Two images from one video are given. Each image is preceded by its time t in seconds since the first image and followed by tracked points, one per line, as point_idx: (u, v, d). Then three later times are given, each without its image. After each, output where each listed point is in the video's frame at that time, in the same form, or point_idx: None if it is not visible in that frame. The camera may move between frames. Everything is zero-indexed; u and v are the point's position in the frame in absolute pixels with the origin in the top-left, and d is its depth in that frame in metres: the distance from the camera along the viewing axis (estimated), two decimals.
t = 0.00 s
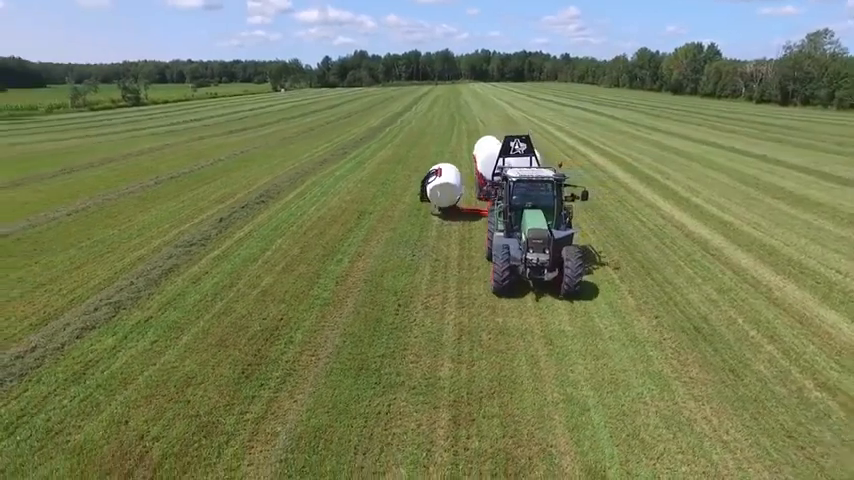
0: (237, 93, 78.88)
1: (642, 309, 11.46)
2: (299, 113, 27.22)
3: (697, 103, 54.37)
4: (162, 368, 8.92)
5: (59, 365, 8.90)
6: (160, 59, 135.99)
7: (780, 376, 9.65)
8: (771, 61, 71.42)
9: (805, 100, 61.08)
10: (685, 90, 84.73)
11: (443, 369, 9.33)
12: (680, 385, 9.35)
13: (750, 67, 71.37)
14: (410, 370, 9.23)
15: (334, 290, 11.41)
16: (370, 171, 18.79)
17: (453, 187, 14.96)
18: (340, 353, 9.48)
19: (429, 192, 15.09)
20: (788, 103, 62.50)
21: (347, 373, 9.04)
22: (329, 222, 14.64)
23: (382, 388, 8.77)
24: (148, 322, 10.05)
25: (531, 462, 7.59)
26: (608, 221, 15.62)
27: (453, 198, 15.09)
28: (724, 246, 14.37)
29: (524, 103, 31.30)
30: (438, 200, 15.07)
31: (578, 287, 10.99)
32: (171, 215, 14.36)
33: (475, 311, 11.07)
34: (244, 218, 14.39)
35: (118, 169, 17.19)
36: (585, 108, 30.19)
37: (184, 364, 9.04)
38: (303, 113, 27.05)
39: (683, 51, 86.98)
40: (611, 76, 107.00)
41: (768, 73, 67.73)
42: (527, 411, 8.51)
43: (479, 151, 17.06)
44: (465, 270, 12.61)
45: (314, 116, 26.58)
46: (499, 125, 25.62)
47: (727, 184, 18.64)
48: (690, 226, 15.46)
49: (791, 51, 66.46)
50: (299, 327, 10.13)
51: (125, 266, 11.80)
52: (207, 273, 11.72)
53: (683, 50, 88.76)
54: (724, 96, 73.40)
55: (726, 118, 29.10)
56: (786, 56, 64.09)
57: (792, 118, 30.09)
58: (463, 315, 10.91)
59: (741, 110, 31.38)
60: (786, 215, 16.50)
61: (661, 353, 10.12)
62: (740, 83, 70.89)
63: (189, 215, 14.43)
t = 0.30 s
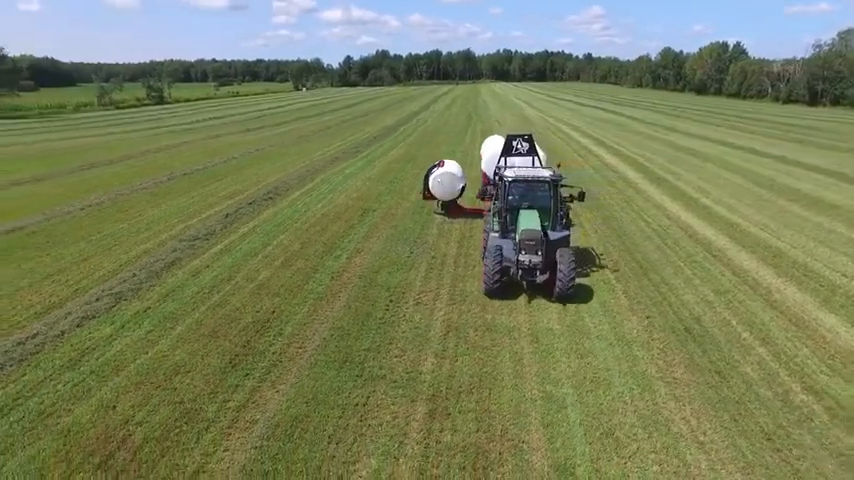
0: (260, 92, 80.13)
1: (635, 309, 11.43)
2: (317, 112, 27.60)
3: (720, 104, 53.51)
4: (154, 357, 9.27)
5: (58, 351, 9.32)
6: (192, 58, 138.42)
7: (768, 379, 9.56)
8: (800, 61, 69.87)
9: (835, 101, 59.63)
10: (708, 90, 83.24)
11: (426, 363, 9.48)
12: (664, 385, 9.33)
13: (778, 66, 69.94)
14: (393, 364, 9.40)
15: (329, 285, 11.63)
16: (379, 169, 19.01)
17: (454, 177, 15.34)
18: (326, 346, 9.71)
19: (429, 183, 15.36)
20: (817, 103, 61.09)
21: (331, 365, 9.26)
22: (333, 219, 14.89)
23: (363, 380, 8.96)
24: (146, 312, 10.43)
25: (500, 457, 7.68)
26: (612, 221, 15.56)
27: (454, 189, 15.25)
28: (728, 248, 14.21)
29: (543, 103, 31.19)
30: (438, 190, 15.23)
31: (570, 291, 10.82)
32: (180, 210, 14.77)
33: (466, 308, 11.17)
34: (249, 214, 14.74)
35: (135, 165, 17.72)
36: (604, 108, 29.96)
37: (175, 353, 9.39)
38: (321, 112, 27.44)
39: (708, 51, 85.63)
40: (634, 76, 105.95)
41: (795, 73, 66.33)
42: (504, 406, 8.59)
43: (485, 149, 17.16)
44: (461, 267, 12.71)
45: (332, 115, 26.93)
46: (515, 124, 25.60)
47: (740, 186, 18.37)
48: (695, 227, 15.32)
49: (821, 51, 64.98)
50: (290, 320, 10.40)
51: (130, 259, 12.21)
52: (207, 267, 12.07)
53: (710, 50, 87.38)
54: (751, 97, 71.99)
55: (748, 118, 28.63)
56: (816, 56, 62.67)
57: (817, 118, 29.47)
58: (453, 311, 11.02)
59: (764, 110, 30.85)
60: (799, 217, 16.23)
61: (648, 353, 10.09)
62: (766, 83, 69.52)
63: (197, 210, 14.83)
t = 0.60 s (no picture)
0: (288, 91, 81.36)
1: (626, 309, 11.39)
2: (337, 111, 27.96)
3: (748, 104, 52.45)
4: (145, 345, 9.64)
5: (56, 337, 9.75)
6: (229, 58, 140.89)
7: (753, 382, 9.45)
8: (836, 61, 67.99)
9: None
10: (734, 90, 81.08)
11: (408, 357, 9.62)
12: (644, 385, 9.29)
13: (811, 66, 68.18)
14: (375, 357, 9.57)
15: (323, 279, 11.86)
16: (390, 167, 19.20)
17: (458, 173, 15.67)
18: (312, 339, 9.94)
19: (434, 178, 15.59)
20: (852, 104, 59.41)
21: (314, 357, 9.48)
22: (337, 215, 15.15)
23: (343, 373, 9.16)
24: (143, 302, 10.82)
25: (467, 451, 7.77)
26: (616, 221, 15.48)
27: (456, 182, 15.44)
28: (732, 251, 14.04)
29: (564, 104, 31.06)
30: (441, 183, 15.44)
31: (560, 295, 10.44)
32: (190, 205, 15.19)
33: (455, 304, 11.27)
34: (255, 210, 15.08)
35: (152, 161, 18.26)
36: (626, 108, 29.67)
37: (166, 342, 9.73)
38: (341, 111, 27.74)
39: (737, 50, 83.96)
40: (660, 76, 104.14)
41: (829, 73, 64.57)
42: (477, 402, 8.66)
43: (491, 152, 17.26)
44: (456, 265, 12.82)
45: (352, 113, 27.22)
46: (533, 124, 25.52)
47: (755, 189, 18.06)
48: (700, 229, 15.15)
49: None
50: (280, 312, 10.66)
51: (135, 251, 12.64)
52: (208, 260, 12.42)
53: (743, 49, 85.55)
54: (780, 97, 70.08)
55: (774, 119, 28.05)
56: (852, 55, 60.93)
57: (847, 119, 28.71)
58: (441, 307, 11.14)
59: (792, 111, 30.18)
60: (812, 220, 15.90)
61: (633, 353, 10.05)
62: (798, 83, 67.78)
63: (206, 205, 15.23)
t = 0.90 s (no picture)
0: (323, 90, 82.56)
1: (618, 310, 11.30)
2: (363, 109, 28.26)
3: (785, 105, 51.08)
4: (140, 331, 10.03)
5: (59, 322, 10.21)
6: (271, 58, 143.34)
7: (738, 386, 9.28)
8: None
9: None
10: (773, 90, 78.76)
11: (389, 351, 9.77)
12: (625, 384, 9.22)
13: None
14: (357, 350, 9.76)
15: (320, 273, 12.09)
16: (404, 165, 19.34)
17: (462, 173, 15.69)
18: (299, 330, 10.19)
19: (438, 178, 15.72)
20: None
21: (297, 347, 9.73)
22: (344, 211, 15.38)
23: (323, 363, 9.39)
24: (145, 290, 11.22)
25: (432, 442, 7.87)
26: (623, 223, 15.34)
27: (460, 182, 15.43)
28: (739, 255, 13.79)
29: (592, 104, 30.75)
30: (443, 183, 15.47)
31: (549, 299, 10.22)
32: (203, 199, 15.63)
33: (445, 300, 11.35)
34: (265, 205, 15.43)
35: (174, 156, 18.83)
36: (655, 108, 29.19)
37: (160, 328, 10.12)
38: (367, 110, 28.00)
39: (777, 48, 81.71)
40: (694, 76, 101.88)
41: None
42: (450, 397, 8.74)
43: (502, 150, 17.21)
44: (453, 262, 12.89)
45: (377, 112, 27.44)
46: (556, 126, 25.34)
47: (775, 193, 17.64)
48: (710, 233, 14.90)
49: None
50: (273, 303, 10.93)
51: (144, 242, 13.08)
52: (212, 252, 12.78)
53: (787, 49, 83.10)
54: (819, 98, 67.62)
55: (809, 121, 27.26)
56: None
57: None
58: (432, 303, 11.23)
59: (829, 113, 29.28)
60: (831, 224, 15.45)
61: (618, 353, 9.96)
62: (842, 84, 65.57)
63: (218, 199, 15.65)
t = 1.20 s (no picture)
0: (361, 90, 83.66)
1: (611, 309, 11.20)
2: (392, 108, 28.46)
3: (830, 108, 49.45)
4: (139, 315, 10.43)
5: (66, 305, 10.67)
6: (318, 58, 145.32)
7: (722, 390, 9.10)
8: None
9: None
10: (823, 90, 76.17)
11: (372, 342, 9.95)
12: (604, 383, 9.15)
13: None
14: (341, 340, 9.97)
15: (319, 265, 12.34)
16: (423, 164, 19.45)
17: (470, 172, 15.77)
18: (288, 318, 10.46)
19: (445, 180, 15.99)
20: None
21: (283, 335, 10.00)
22: (354, 206, 15.62)
23: (306, 351, 9.63)
24: (150, 277, 11.63)
25: (397, 431, 8.02)
26: (634, 224, 15.15)
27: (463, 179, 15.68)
28: (749, 258, 13.49)
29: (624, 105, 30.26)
30: (448, 185, 15.81)
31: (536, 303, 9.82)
32: (221, 192, 16.06)
33: (438, 295, 11.43)
34: (279, 199, 15.76)
35: (200, 152, 19.40)
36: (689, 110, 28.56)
37: (158, 312, 10.51)
38: (396, 109, 28.16)
39: (829, 47, 78.91)
40: (737, 77, 99.39)
41: None
42: (423, 389, 8.85)
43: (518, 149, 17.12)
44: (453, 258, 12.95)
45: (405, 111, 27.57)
46: (583, 128, 25.07)
47: (801, 197, 17.13)
48: (722, 236, 14.61)
49: None
50: (269, 292, 11.21)
51: (158, 231, 13.54)
52: (220, 242, 13.13)
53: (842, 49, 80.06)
54: None
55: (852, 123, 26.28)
56: None
57: None
58: (424, 298, 11.33)
59: None
60: None
61: (603, 352, 9.88)
62: None
63: (235, 192, 16.08)
